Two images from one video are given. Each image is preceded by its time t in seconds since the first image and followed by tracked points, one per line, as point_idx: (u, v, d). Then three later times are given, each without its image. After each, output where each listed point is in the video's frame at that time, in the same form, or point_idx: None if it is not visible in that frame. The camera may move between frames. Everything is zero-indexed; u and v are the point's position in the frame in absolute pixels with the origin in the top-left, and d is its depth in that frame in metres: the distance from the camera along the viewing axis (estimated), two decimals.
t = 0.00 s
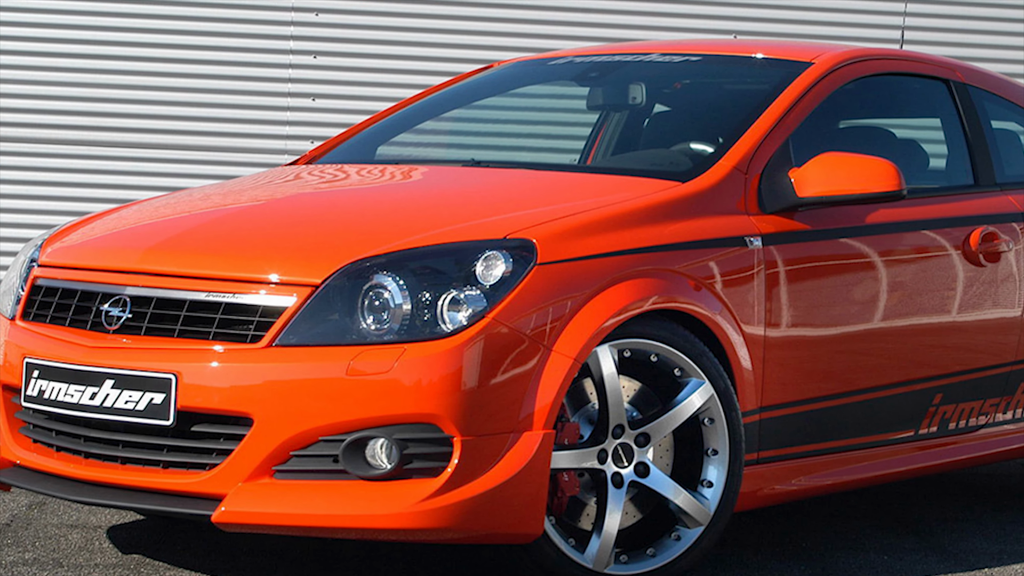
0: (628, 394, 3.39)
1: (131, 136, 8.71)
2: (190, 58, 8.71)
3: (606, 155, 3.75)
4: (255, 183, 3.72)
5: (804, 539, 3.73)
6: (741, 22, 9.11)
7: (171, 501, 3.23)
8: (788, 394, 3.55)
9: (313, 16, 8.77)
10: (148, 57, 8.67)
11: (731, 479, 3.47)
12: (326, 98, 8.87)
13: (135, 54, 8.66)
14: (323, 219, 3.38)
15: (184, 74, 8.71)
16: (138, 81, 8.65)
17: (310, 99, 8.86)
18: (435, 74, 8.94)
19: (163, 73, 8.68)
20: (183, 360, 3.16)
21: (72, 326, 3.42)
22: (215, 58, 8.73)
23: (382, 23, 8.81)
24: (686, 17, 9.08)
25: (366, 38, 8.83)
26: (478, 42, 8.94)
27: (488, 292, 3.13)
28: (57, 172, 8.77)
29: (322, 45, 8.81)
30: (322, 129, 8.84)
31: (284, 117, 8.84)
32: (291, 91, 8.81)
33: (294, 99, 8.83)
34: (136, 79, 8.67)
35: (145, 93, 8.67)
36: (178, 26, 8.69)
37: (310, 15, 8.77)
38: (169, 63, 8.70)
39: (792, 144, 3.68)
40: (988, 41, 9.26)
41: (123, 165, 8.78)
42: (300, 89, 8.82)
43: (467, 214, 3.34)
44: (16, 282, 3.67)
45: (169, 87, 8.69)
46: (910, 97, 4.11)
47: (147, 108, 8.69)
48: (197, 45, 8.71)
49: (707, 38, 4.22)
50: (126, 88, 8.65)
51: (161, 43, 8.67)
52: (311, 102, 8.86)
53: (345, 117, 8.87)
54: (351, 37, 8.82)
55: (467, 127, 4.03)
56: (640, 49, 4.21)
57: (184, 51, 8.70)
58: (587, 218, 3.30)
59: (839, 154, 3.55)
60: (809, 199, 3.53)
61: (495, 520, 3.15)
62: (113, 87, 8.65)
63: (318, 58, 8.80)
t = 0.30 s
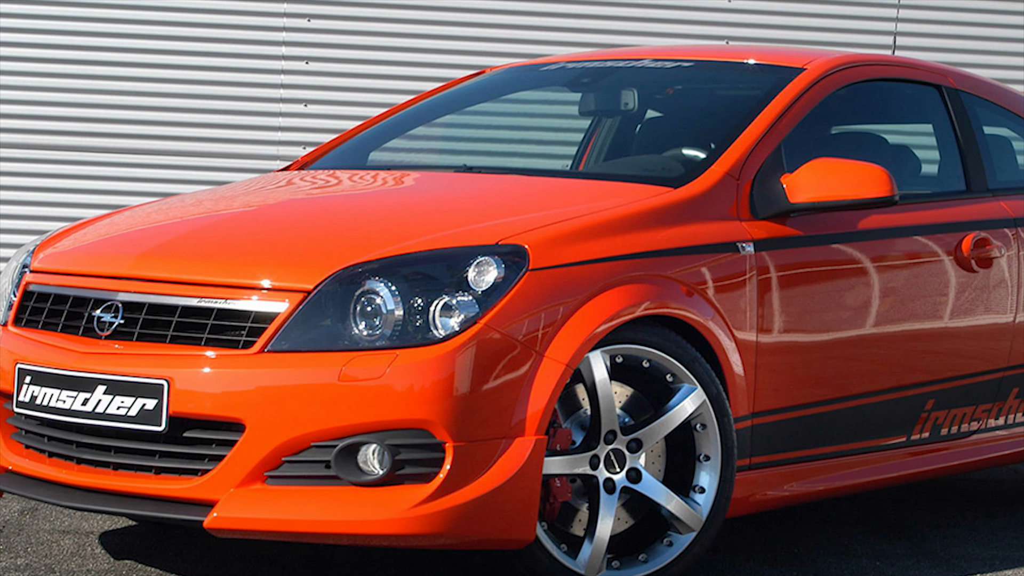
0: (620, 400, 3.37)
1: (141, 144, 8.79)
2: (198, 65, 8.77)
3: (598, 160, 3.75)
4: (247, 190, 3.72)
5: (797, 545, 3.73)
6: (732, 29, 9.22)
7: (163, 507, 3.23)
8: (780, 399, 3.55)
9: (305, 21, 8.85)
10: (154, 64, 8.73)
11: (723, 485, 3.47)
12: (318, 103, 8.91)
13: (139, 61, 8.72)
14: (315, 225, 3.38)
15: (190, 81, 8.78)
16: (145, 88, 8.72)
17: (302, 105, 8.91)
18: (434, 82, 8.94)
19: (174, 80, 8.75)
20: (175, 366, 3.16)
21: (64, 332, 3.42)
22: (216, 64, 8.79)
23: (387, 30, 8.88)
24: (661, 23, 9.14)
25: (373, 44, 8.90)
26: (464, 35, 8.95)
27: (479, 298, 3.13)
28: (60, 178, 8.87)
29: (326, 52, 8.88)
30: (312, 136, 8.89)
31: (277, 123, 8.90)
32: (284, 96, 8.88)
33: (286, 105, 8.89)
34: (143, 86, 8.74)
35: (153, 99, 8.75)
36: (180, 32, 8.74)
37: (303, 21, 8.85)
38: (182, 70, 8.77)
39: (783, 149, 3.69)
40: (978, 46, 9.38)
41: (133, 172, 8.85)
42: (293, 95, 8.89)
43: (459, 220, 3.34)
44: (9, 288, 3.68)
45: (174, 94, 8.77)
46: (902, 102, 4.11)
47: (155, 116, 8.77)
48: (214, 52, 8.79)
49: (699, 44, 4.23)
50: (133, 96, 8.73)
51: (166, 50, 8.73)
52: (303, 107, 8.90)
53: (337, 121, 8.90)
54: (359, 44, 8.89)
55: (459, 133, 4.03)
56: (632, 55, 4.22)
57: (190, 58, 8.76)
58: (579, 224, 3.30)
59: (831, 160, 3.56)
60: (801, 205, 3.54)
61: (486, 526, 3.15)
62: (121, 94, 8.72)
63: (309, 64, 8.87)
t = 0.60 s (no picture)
0: (612, 406, 3.39)
1: (148, 149, 9.23)
2: (195, 71, 9.21)
3: (591, 166, 3.75)
4: (239, 195, 3.72)
5: (789, 550, 3.73)
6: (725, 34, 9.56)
7: (156, 512, 3.22)
8: (773, 405, 3.55)
9: (297, 27, 9.25)
10: (155, 70, 9.17)
11: (715, 490, 3.47)
12: (310, 109, 9.35)
13: (142, 67, 9.15)
14: (307, 231, 3.38)
15: (192, 86, 9.22)
16: (150, 94, 9.16)
17: (295, 110, 9.33)
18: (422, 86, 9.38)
19: (173, 85, 9.19)
20: (168, 372, 3.16)
21: (56, 338, 3.42)
22: (215, 70, 9.23)
23: (386, 35, 9.30)
24: (660, 29, 9.50)
25: (371, 50, 9.31)
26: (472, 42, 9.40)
27: (472, 304, 3.13)
28: (73, 183, 9.27)
29: (325, 58, 9.30)
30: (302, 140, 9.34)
31: (269, 129, 9.33)
32: (276, 102, 9.30)
33: (278, 110, 9.31)
34: (146, 91, 9.18)
35: (155, 105, 9.17)
36: (185, 39, 9.18)
37: (295, 26, 9.25)
38: (178, 76, 9.20)
39: (776, 155, 3.69)
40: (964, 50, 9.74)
41: (143, 179, 9.29)
42: (286, 100, 9.30)
43: (452, 225, 3.34)
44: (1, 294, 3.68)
45: (178, 100, 9.20)
46: (894, 108, 4.12)
47: (156, 120, 9.20)
48: (210, 57, 9.22)
49: (692, 50, 4.23)
50: (133, 100, 9.15)
51: (171, 56, 9.17)
52: (296, 113, 9.34)
53: (328, 127, 9.34)
54: (360, 49, 9.30)
55: (451, 139, 4.03)
56: (624, 61, 4.22)
57: (186, 64, 9.19)
58: (571, 230, 3.31)
59: (823, 166, 3.56)
60: (793, 211, 3.54)
61: (479, 532, 3.15)
62: (125, 101, 9.15)
63: (303, 70, 9.28)
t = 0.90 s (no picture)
0: (604, 412, 3.37)
1: (135, 155, 9.50)
2: (187, 77, 9.43)
3: (583, 172, 3.75)
4: (231, 201, 3.72)
5: (781, 557, 3.73)
6: (716, 41, 9.80)
7: (148, 519, 3.22)
8: (764, 412, 3.55)
9: (289, 34, 9.49)
10: (151, 78, 9.39)
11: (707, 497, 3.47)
12: (301, 115, 9.58)
13: (134, 74, 9.38)
14: (299, 237, 3.38)
15: (184, 93, 9.44)
16: (139, 100, 9.39)
17: (286, 117, 9.58)
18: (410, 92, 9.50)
19: (163, 91, 9.41)
20: (159, 378, 3.15)
21: (47, 344, 3.42)
22: (207, 76, 9.45)
23: (379, 42, 9.52)
24: (649, 35, 9.72)
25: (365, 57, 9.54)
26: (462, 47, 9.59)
27: (464, 310, 3.13)
28: (62, 191, 9.57)
29: (319, 65, 9.54)
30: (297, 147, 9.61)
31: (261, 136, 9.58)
32: (268, 109, 9.56)
33: (270, 117, 9.56)
34: (137, 98, 9.41)
35: (150, 112, 9.42)
36: (178, 46, 9.40)
37: (287, 33, 9.49)
38: (169, 82, 9.42)
39: (768, 162, 3.69)
40: (950, 58, 9.98)
41: (134, 185, 9.54)
42: (277, 107, 9.56)
43: (443, 232, 3.34)
44: None
45: (171, 106, 9.44)
46: (887, 114, 4.12)
47: (149, 127, 9.46)
48: (201, 64, 9.43)
49: (684, 56, 4.23)
50: (125, 107, 9.40)
51: (161, 63, 9.38)
52: (287, 120, 9.58)
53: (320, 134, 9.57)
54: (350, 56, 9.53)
55: (443, 146, 4.04)
56: (616, 67, 4.22)
57: (181, 70, 9.41)
58: (563, 236, 3.31)
59: (816, 172, 3.57)
60: (785, 217, 3.54)
61: (471, 538, 3.15)
62: (116, 108, 9.40)
63: (293, 76, 9.53)
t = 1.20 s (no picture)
0: (596, 418, 3.38)
1: (140, 162, 9.63)
2: (177, 83, 9.57)
3: (574, 178, 3.74)
4: (222, 207, 3.72)
5: (772, 563, 3.72)
6: (709, 47, 9.94)
7: (139, 525, 3.21)
8: (756, 418, 3.55)
9: (280, 40, 9.62)
10: (146, 82, 9.53)
11: (698, 503, 3.47)
12: (293, 122, 9.71)
13: (136, 80, 9.53)
14: (290, 243, 3.39)
15: (179, 99, 9.59)
16: (141, 106, 9.54)
17: (278, 122, 9.70)
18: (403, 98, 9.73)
19: (154, 97, 9.56)
20: (151, 385, 3.15)
21: (39, 350, 3.41)
22: (192, 82, 9.58)
23: (378, 48, 9.66)
24: (643, 42, 9.88)
25: (364, 62, 9.66)
26: (461, 53, 9.74)
27: (455, 316, 3.13)
28: (67, 197, 9.66)
29: (316, 70, 9.65)
30: (288, 153, 9.73)
31: (253, 141, 9.71)
32: (259, 114, 9.66)
33: (262, 122, 9.68)
34: (133, 103, 9.55)
35: (146, 117, 9.56)
36: (176, 52, 9.54)
37: (278, 39, 9.62)
38: (164, 88, 9.57)
39: (759, 168, 3.70)
40: (951, 63, 10.14)
41: (137, 193, 9.71)
42: (269, 113, 9.67)
43: (435, 238, 3.34)
44: None
45: (167, 112, 9.57)
46: (878, 120, 4.12)
47: (152, 133, 9.58)
48: (196, 70, 9.58)
49: (676, 62, 4.24)
50: (116, 112, 9.53)
51: (161, 68, 9.53)
52: (279, 125, 9.71)
53: (311, 140, 9.72)
54: (351, 62, 9.65)
55: (435, 151, 4.04)
56: (607, 73, 4.23)
57: (170, 77, 9.55)
58: (555, 242, 3.31)
59: (807, 178, 3.56)
60: (776, 223, 3.54)
61: (462, 544, 3.14)
62: (120, 113, 9.54)
63: (284, 82, 9.64)
